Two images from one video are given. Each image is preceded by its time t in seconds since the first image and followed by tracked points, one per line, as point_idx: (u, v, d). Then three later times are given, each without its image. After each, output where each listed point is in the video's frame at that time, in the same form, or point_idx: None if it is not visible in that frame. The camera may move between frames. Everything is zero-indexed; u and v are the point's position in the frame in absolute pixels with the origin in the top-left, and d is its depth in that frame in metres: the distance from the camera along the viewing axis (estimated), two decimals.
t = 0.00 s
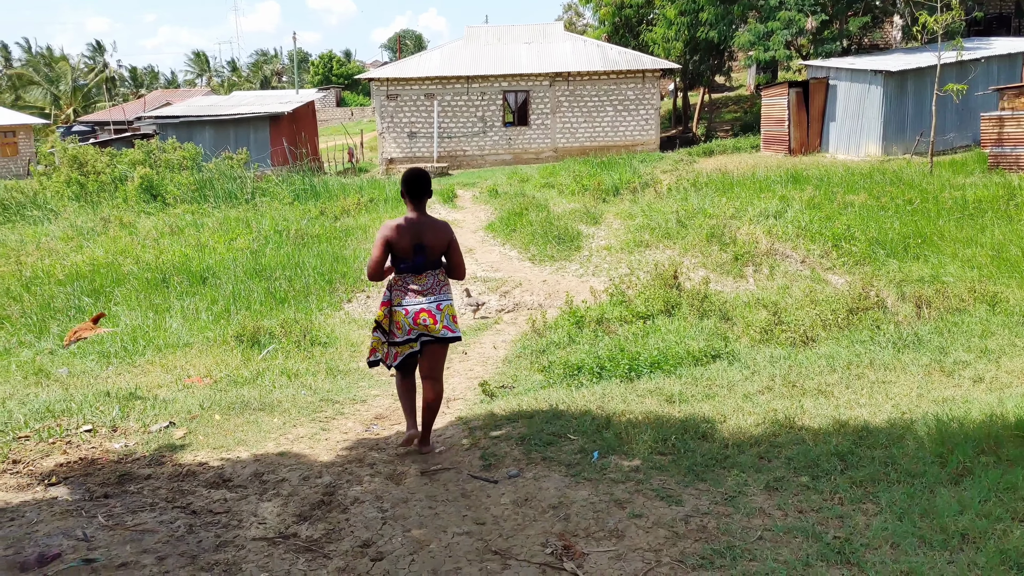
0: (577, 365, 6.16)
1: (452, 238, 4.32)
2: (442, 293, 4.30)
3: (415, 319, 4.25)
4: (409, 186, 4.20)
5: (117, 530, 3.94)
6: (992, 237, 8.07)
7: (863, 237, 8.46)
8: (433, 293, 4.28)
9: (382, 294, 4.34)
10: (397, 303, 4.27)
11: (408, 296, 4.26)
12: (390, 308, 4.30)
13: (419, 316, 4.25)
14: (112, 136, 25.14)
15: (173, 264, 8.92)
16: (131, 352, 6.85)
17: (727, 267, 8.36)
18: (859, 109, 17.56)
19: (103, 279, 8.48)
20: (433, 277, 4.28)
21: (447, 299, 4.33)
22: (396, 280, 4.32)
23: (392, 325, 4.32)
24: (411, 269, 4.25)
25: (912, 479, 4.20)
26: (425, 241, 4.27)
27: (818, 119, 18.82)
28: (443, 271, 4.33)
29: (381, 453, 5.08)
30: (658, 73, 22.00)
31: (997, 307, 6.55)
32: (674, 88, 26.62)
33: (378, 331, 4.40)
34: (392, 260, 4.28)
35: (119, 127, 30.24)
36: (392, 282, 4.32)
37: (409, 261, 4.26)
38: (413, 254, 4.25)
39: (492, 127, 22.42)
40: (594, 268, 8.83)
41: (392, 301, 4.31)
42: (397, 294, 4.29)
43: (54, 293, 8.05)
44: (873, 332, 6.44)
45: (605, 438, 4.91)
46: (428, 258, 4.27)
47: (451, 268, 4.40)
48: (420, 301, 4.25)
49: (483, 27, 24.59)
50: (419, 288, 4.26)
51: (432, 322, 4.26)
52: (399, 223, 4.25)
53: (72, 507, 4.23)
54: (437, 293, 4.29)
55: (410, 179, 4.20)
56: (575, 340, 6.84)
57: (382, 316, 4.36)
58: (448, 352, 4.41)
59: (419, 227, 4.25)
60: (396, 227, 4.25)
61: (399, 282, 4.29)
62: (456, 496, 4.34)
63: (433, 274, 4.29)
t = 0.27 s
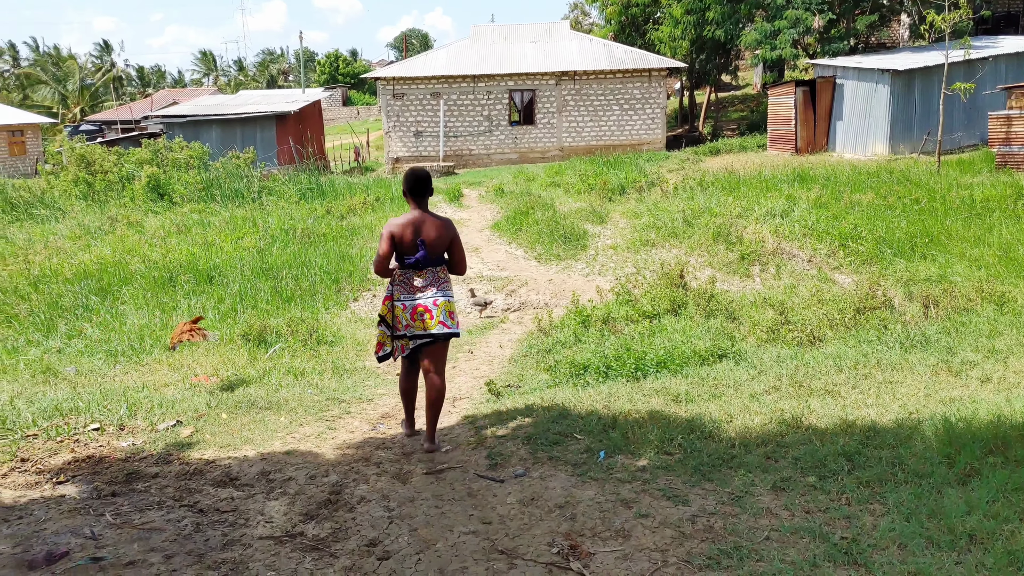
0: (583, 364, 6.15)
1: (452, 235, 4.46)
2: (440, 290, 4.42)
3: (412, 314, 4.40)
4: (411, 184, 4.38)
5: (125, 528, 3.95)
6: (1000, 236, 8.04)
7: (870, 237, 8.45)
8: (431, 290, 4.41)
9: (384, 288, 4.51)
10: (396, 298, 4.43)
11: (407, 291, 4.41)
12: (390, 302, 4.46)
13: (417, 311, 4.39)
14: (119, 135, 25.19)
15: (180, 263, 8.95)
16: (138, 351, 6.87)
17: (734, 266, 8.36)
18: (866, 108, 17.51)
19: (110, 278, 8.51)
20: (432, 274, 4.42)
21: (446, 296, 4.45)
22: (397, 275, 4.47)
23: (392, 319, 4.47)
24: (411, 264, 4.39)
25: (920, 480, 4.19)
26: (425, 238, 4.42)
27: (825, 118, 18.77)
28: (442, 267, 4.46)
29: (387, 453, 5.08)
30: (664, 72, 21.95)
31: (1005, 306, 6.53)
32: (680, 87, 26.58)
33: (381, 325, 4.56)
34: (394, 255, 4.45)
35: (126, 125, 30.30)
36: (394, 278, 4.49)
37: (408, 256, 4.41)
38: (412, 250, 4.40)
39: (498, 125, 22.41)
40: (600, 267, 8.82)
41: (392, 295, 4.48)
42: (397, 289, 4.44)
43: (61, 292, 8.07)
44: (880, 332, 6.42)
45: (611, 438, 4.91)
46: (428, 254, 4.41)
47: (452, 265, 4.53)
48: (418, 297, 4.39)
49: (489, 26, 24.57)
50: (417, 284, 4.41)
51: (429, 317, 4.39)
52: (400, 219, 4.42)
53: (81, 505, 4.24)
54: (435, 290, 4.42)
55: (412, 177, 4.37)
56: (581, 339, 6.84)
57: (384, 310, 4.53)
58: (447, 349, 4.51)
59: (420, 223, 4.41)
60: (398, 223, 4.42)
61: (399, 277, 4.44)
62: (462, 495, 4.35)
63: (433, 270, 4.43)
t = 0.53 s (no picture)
0: (591, 364, 6.15)
1: (456, 237, 4.47)
2: (442, 293, 4.49)
3: (415, 314, 4.48)
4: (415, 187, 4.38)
5: (135, 527, 3.97)
6: (1010, 236, 8.00)
7: (879, 237, 8.42)
8: (434, 292, 4.48)
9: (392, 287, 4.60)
10: (401, 298, 4.52)
11: (411, 292, 4.48)
12: (396, 302, 4.55)
13: (419, 312, 4.47)
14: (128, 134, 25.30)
15: (189, 262, 8.99)
16: (148, 350, 6.90)
17: (743, 266, 8.35)
18: (875, 107, 17.44)
19: (121, 277, 8.55)
20: (436, 276, 4.48)
21: (449, 298, 4.51)
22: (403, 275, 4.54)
23: (397, 318, 4.56)
24: (416, 266, 4.46)
25: (930, 481, 4.17)
26: (430, 239, 4.45)
27: (834, 117, 18.70)
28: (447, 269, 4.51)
29: (396, 452, 5.09)
30: (672, 71, 21.90)
31: (1015, 307, 6.49)
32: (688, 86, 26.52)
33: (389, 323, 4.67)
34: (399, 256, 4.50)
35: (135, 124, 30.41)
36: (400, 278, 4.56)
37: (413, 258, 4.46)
38: (416, 251, 4.45)
39: (506, 125, 22.40)
40: (608, 267, 8.81)
41: (398, 295, 4.56)
42: (402, 289, 4.53)
43: (72, 291, 8.11)
44: (889, 332, 6.40)
45: (620, 438, 4.90)
46: (431, 256, 4.45)
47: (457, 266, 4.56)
48: (421, 298, 4.47)
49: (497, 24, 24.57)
50: (421, 285, 4.48)
51: (430, 319, 4.46)
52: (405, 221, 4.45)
53: (91, 504, 4.26)
54: (438, 291, 4.48)
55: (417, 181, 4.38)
56: (589, 339, 6.84)
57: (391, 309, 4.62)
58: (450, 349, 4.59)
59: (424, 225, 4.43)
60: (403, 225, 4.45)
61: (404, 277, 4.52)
62: (471, 495, 4.35)
63: (437, 272, 4.48)
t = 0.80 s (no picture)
0: (596, 364, 6.15)
1: (459, 242, 4.53)
2: (442, 295, 4.57)
3: (414, 314, 4.56)
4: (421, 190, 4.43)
5: (141, 525, 3.98)
6: (1016, 235, 7.97)
7: (884, 236, 8.41)
8: (435, 294, 4.55)
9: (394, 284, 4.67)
10: (402, 296, 4.59)
11: (412, 292, 4.55)
12: (397, 299, 4.63)
13: (418, 312, 4.55)
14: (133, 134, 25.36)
15: (195, 262, 9.01)
16: (153, 349, 6.92)
17: (747, 265, 8.34)
18: (880, 107, 17.41)
19: (126, 276, 8.58)
20: (438, 279, 4.55)
21: (448, 301, 4.60)
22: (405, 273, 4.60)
23: (396, 315, 4.64)
24: (417, 267, 4.53)
25: (935, 481, 4.16)
26: (432, 243, 4.51)
27: (839, 117, 18.67)
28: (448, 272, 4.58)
29: (400, 451, 5.10)
30: (677, 70, 21.87)
31: (1021, 307, 6.48)
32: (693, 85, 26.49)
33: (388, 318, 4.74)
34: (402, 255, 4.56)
35: (140, 124, 30.47)
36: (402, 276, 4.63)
37: (415, 259, 4.53)
38: (418, 253, 4.51)
39: (511, 124, 22.41)
40: (613, 266, 8.82)
41: (400, 293, 4.63)
42: (403, 288, 4.59)
43: (78, 290, 8.13)
44: (894, 332, 6.39)
45: (625, 437, 4.90)
46: (433, 259, 4.52)
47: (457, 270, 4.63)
48: (422, 299, 4.54)
49: (501, 23, 24.56)
50: (422, 286, 4.55)
51: (429, 320, 4.55)
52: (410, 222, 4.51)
53: (97, 503, 4.28)
54: (439, 294, 4.56)
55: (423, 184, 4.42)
56: (594, 338, 6.84)
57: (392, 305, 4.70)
58: (445, 349, 4.71)
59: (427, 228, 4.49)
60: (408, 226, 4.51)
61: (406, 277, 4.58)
62: (475, 494, 4.36)
63: (438, 275, 4.55)
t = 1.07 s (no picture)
0: (600, 363, 6.15)
1: (461, 238, 4.61)
2: (444, 290, 4.66)
3: (416, 308, 4.64)
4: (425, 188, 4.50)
5: (145, 524, 3.98)
6: (1022, 235, 7.95)
7: (889, 236, 8.39)
8: (437, 289, 4.63)
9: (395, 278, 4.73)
10: (405, 291, 4.66)
11: (414, 286, 4.62)
12: (399, 293, 4.70)
13: (421, 306, 4.63)
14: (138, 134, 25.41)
15: (199, 261, 9.03)
16: (158, 348, 6.93)
17: (752, 265, 8.33)
18: (885, 106, 17.38)
19: (131, 275, 8.60)
20: (441, 274, 4.62)
21: (450, 295, 4.69)
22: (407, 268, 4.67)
23: (398, 308, 4.72)
24: (420, 262, 4.59)
25: (940, 482, 4.15)
26: (435, 239, 4.58)
27: (843, 116, 18.64)
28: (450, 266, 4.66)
29: (404, 451, 5.10)
30: (681, 70, 21.84)
31: None
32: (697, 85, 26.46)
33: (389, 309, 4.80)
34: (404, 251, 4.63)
35: (145, 124, 30.53)
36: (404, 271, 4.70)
37: (417, 255, 4.60)
38: (421, 249, 4.58)
39: (515, 124, 22.40)
40: (617, 266, 8.81)
41: (402, 288, 4.70)
42: (406, 282, 4.66)
43: (83, 289, 8.15)
44: (899, 331, 6.38)
45: (629, 437, 4.89)
46: (436, 255, 4.59)
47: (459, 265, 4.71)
48: (424, 293, 4.62)
49: (505, 23, 24.57)
50: (425, 281, 4.62)
51: (431, 314, 4.64)
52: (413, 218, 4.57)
53: (101, 502, 4.28)
54: (441, 288, 4.64)
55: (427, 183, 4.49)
56: (598, 338, 6.84)
57: (393, 298, 4.76)
58: (444, 340, 4.81)
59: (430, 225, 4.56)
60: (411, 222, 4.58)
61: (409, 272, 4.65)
62: (479, 493, 4.36)
63: (441, 270, 4.62)
